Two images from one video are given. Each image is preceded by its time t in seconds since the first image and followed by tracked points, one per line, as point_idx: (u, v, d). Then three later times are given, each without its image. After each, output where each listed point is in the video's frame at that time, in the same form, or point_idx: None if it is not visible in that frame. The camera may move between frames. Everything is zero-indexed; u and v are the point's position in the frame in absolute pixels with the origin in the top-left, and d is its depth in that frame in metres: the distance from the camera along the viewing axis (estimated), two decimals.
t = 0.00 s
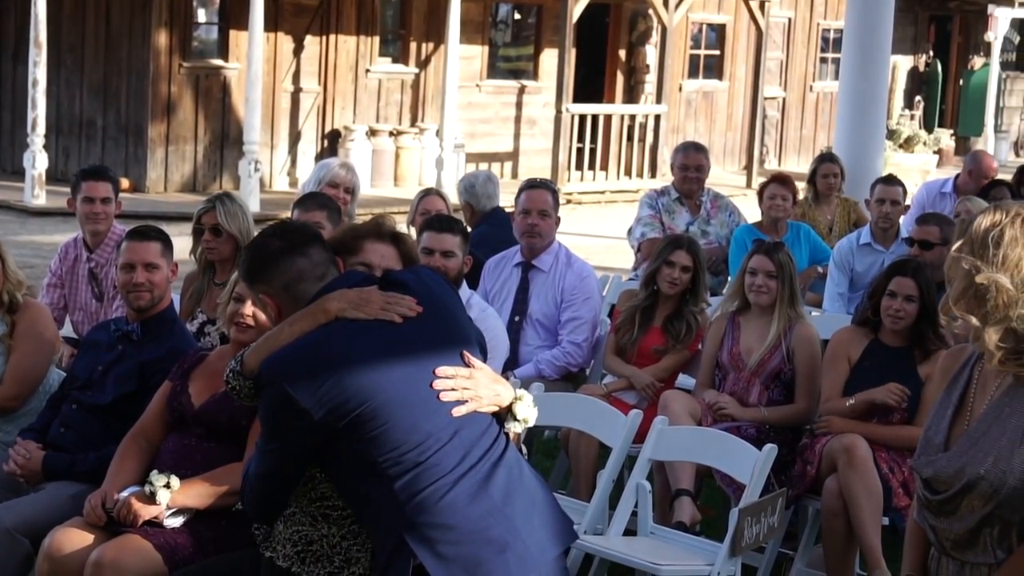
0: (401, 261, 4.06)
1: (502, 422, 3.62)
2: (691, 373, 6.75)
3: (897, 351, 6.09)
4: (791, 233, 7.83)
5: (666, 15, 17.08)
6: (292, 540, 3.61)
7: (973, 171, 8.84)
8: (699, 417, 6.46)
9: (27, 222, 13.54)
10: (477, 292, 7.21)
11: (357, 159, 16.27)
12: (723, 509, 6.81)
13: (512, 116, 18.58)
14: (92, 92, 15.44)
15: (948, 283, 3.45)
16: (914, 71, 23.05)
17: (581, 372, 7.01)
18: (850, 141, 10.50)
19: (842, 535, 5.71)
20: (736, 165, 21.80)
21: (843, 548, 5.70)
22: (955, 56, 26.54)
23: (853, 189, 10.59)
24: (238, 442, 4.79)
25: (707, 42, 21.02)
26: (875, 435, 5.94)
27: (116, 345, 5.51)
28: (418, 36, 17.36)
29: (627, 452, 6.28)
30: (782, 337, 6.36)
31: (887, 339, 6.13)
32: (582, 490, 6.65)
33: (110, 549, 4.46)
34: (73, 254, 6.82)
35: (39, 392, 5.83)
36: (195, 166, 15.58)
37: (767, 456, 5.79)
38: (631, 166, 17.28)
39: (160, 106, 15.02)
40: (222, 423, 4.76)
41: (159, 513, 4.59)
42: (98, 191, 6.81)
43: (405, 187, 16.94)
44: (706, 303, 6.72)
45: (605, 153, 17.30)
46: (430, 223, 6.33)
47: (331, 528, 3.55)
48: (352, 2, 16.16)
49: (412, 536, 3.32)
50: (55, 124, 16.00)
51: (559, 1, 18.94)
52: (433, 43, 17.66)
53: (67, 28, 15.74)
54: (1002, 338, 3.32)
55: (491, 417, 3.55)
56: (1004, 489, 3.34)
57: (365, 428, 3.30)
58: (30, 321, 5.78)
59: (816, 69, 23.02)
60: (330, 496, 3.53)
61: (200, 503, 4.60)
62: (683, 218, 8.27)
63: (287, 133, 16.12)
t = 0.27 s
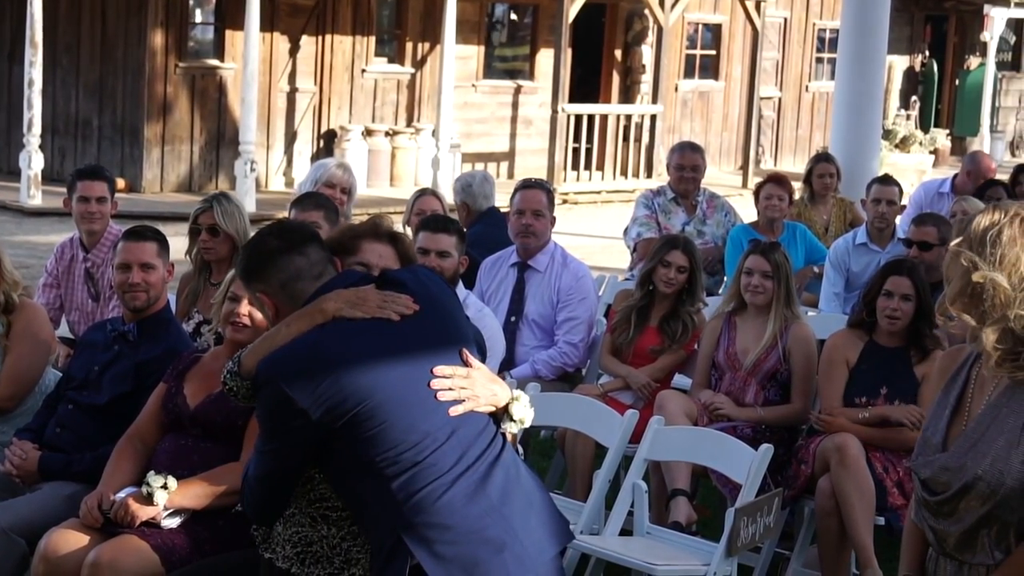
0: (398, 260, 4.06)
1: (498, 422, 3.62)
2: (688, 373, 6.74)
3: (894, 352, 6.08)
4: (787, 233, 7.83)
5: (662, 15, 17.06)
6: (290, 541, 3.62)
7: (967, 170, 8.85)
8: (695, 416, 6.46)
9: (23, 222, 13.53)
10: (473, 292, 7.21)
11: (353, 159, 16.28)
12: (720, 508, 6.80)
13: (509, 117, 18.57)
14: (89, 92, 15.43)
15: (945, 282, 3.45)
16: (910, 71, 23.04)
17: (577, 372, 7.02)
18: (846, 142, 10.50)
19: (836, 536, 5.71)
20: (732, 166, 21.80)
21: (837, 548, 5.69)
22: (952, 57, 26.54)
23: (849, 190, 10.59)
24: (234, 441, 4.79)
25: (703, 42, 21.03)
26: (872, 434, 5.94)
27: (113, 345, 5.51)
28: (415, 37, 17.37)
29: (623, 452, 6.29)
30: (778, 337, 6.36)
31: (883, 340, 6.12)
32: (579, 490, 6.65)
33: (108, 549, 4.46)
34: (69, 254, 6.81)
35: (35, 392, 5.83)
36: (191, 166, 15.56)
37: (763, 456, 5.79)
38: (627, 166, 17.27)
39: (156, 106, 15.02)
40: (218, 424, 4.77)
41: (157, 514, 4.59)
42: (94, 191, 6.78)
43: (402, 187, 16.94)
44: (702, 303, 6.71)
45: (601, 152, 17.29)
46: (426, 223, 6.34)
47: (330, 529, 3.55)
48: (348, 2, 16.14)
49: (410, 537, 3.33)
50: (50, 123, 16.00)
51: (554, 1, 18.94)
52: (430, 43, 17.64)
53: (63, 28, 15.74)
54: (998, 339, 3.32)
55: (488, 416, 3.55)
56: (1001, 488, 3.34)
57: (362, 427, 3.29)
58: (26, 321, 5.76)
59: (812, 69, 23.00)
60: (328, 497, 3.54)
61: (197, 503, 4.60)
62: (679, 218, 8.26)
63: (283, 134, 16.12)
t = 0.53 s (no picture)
0: (398, 261, 4.07)
1: (499, 425, 3.61)
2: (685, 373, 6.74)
3: (891, 353, 6.09)
4: (784, 233, 7.83)
5: (659, 14, 17.05)
6: (291, 542, 3.61)
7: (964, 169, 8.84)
8: (692, 416, 6.45)
9: (20, 222, 13.53)
10: (471, 292, 7.21)
11: (351, 159, 16.27)
12: (718, 508, 6.80)
13: (506, 116, 18.55)
14: (86, 92, 15.42)
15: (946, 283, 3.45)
16: (907, 71, 23.03)
17: (574, 373, 7.01)
18: (843, 142, 10.51)
19: (834, 535, 5.71)
20: (730, 165, 21.80)
21: (834, 548, 5.69)
22: (949, 57, 26.55)
23: (847, 190, 10.59)
24: (230, 442, 4.79)
25: (701, 42, 21.02)
26: (869, 435, 5.94)
27: (110, 345, 5.51)
28: (412, 36, 17.36)
29: (621, 452, 6.29)
30: (775, 337, 6.36)
31: (880, 341, 6.12)
32: (577, 490, 6.65)
33: (105, 549, 4.46)
34: (66, 254, 6.81)
35: (32, 392, 5.83)
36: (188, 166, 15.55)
37: (760, 455, 5.80)
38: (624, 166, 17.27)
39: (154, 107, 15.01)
40: (214, 424, 4.77)
41: (154, 514, 4.58)
42: (92, 189, 6.82)
43: (399, 187, 16.94)
44: (699, 302, 6.71)
45: (598, 152, 17.28)
46: (422, 223, 6.34)
47: (331, 529, 3.55)
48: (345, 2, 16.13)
49: (412, 537, 3.32)
50: (47, 124, 15.99)
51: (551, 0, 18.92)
52: (428, 43, 17.63)
53: (60, 28, 15.73)
54: (999, 339, 3.32)
55: (489, 418, 3.54)
56: (1002, 489, 3.34)
57: (363, 427, 3.29)
58: (23, 322, 5.76)
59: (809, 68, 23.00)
60: (329, 498, 3.53)
61: (195, 503, 4.59)
62: (677, 218, 8.26)
63: (280, 134, 16.11)
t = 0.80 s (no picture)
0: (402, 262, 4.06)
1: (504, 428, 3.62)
2: (683, 372, 6.74)
3: (888, 354, 6.09)
4: (782, 233, 7.83)
5: (657, 15, 17.05)
6: (290, 542, 3.61)
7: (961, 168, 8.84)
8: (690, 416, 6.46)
9: (18, 223, 13.52)
10: (468, 292, 7.20)
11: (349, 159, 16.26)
12: (716, 507, 6.80)
13: (504, 117, 18.53)
14: (84, 92, 15.41)
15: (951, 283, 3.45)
16: (905, 71, 23.02)
17: (573, 372, 7.01)
18: (841, 141, 10.50)
19: (833, 535, 5.71)
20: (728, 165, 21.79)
21: (833, 548, 5.70)
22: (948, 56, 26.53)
23: (844, 189, 10.59)
24: (227, 442, 4.79)
25: (699, 41, 21.00)
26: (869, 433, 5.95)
27: (107, 346, 5.51)
28: (410, 36, 17.35)
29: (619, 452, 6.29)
30: (773, 336, 6.37)
31: (877, 341, 6.13)
32: (575, 489, 6.65)
33: (103, 549, 4.46)
34: (64, 254, 6.80)
35: (31, 393, 5.83)
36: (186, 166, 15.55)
37: (758, 455, 5.80)
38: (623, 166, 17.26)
39: (151, 107, 15.01)
40: (212, 424, 4.77)
41: (152, 514, 4.58)
42: (89, 190, 6.81)
43: (397, 187, 16.94)
44: (698, 302, 6.70)
45: (596, 152, 17.29)
46: (420, 223, 6.34)
47: (332, 530, 3.55)
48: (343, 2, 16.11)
49: (419, 537, 3.33)
50: (44, 124, 15.99)
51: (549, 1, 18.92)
52: (424, 43, 17.63)
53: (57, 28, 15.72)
54: (1004, 339, 3.33)
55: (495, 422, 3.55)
56: (1005, 490, 3.35)
57: (370, 428, 3.29)
58: (21, 322, 5.76)
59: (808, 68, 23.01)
60: (331, 498, 3.53)
61: (193, 503, 4.60)
62: (674, 218, 8.25)
63: (278, 134, 16.09)
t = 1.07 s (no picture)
0: (404, 261, 4.06)
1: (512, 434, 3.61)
2: (680, 372, 6.74)
3: (885, 354, 6.09)
4: (779, 232, 7.83)
5: (654, 14, 17.07)
6: (290, 542, 3.61)
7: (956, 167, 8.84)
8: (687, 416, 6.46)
9: (15, 223, 13.53)
10: (466, 293, 7.20)
11: (346, 159, 16.25)
12: (713, 507, 6.80)
13: (501, 116, 18.53)
14: (81, 92, 15.41)
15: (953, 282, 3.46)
16: (903, 70, 23.05)
17: (570, 372, 7.01)
18: (838, 140, 10.51)
19: (831, 535, 5.72)
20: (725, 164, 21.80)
21: (831, 548, 5.70)
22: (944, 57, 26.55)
23: (842, 188, 10.59)
24: (225, 442, 4.79)
25: (695, 41, 21.01)
26: (867, 434, 5.94)
27: (105, 346, 5.51)
28: (407, 36, 17.36)
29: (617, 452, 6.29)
30: (770, 336, 6.37)
31: (874, 341, 6.13)
32: (573, 489, 6.65)
33: (100, 550, 4.46)
34: (61, 254, 6.80)
35: (28, 393, 5.83)
36: (183, 166, 15.56)
37: (756, 454, 5.81)
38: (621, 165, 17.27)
39: (148, 106, 15.01)
40: (209, 424, 4.77)
41: (149, 514, 4.58)
42: (86, 190, 6.80)
43: (394, 187, 16.94)
44: (695, 302, 6.71)
45: (594, 151, 17.30)
46: (417, 224, 6.34)
47: (332, 530, 3.54)
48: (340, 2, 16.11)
49: (430, 537, 3.34)
50: (41, 124, 15.99)
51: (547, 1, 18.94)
52: (422, 43, 17.63)
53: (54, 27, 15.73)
54: (1007, 339, 3.34)
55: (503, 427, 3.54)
56: (1005, 490, 3.35)
57: (381, 429, 3.29)
58: (18, 323, 5.76)
59: (805, 67, 23.03)
60: (333, 499, 3.53)
61: (190, 503, 4.59)
62: (671, 217, 8.25)
63: (275, 134, 16.08)
